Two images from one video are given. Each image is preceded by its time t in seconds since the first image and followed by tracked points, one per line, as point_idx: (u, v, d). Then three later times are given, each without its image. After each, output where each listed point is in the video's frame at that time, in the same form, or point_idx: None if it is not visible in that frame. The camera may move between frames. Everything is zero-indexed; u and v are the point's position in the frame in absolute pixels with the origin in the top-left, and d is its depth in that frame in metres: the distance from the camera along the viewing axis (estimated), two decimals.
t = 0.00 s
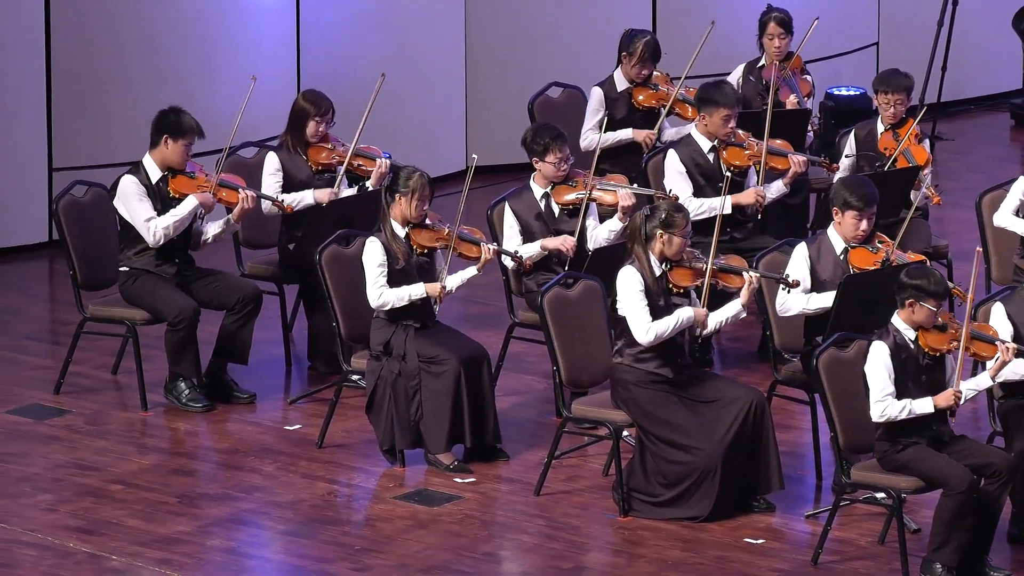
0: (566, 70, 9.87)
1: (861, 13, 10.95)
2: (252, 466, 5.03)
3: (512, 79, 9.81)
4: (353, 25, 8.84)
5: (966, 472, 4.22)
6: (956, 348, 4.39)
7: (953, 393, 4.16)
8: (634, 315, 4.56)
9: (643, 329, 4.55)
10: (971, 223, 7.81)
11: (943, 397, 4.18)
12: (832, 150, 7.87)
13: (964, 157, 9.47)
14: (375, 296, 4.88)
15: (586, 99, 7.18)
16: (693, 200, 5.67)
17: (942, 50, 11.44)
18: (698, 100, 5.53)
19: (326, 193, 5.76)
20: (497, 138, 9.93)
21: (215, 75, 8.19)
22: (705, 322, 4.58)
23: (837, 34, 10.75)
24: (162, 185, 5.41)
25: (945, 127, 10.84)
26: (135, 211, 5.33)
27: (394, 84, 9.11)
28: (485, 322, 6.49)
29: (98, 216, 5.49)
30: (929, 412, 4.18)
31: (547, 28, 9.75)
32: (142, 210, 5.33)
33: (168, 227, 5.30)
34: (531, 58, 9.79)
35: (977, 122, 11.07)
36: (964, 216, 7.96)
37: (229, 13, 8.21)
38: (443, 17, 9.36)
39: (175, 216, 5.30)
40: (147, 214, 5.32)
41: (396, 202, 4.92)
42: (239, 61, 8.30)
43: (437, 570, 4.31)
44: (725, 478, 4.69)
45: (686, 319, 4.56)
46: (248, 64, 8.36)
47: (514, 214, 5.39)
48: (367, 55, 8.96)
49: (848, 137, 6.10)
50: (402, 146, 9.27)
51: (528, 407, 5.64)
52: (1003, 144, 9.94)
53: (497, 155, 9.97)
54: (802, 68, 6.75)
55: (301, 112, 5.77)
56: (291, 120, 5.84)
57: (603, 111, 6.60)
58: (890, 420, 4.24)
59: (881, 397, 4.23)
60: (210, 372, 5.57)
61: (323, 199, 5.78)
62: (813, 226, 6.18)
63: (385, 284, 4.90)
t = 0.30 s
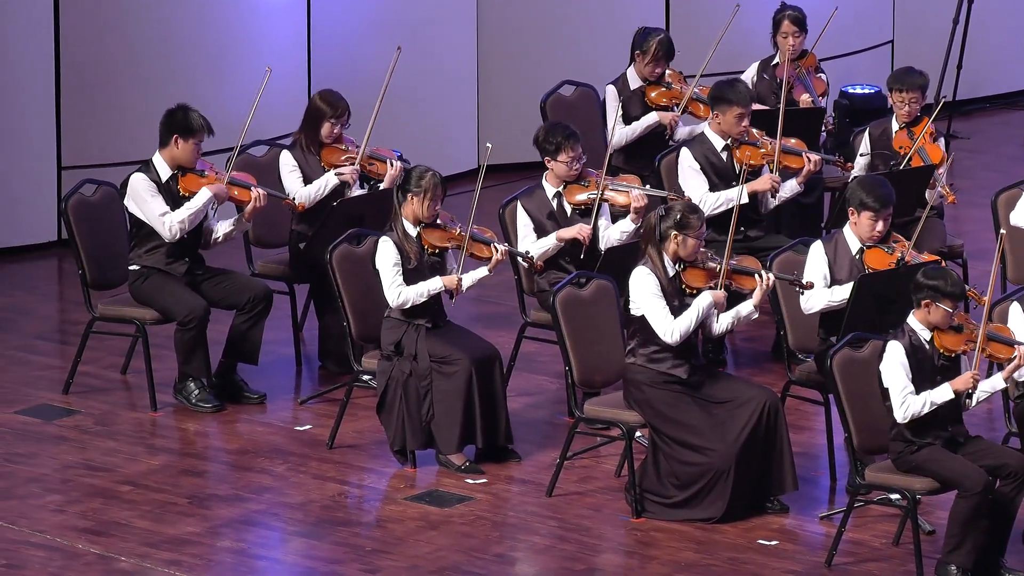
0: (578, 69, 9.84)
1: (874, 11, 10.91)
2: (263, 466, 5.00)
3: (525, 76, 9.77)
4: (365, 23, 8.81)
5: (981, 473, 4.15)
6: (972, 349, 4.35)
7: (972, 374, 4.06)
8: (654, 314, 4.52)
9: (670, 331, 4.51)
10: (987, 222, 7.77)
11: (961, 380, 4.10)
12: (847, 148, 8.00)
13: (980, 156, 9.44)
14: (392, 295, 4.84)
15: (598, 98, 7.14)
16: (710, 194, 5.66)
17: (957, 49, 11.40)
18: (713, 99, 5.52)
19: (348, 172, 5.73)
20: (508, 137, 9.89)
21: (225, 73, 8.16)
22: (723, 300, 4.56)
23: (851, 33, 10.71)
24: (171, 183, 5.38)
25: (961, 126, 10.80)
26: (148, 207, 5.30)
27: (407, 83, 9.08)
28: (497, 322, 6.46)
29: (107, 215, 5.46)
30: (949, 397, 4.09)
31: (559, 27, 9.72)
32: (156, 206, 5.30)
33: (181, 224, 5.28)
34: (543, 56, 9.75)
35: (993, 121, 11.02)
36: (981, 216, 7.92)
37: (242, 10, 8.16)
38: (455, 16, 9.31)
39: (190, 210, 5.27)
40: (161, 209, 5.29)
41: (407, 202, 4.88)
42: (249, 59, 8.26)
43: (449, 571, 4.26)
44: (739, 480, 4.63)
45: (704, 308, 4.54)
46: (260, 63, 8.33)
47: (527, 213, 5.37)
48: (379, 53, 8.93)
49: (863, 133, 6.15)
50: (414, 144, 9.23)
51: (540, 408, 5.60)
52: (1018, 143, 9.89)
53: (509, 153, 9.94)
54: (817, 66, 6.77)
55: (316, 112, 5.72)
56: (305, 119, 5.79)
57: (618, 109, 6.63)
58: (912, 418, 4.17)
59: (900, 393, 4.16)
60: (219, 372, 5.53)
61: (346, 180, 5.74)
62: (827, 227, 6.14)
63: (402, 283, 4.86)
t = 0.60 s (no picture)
0: (584, 67, 9.80)
1: (882, 9, 10.87)
2: (266, 467, 4.96)
3: (531, 74, 9.74)
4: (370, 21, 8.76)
5: (990, 474, 4.09)
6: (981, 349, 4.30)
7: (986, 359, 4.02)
8: (665, 313, 4.47)
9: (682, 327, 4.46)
10: (996, 222, 7.73)
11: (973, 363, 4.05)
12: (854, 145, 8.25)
13: (988, 155, 9.40)
14: (400, 295, 4.82)
15: (604, 96, 7.12)
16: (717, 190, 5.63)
17: (966, 46, 11.35)
18: (719, 97, 5.53)
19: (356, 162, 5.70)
20: (513, 135, 9.86)
21: (229, 71, 8.13)
22: (730, 286, 4.54)
23: (858, 31, 10.67)
24: (172, 183, 5.35)
25: (969, 125, 10.75)
26: (151, 205, 5.27)
27: (411, 82, 9.04)
28: (502, 322, 6.44)
29: (111, 214, 5.43)
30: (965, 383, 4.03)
31: (565, 24, 9.68)
32: (158, 204, 5.27)
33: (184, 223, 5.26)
34: (548, 54, 9.72)
35: (1002, 119, 10.97)
36: (990, 215, 7.88)
37: (244, 8, 8.13)
38: (461, 14, 9.28)
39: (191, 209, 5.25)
40: (163, 207, 5.26)
41: (410, 201, 4.84)
42: (252, 56, 8.23)
43: (454, 573, 4.23)
44: (746, 482, 4.57)
45: (716, 295, 4.51)
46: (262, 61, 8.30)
47: (532, 214, 5.33)
48: (383, 51, 8.89)
49: (871, 133, 6.18)
50: (418, 142, 9.20)
51: (546, 408, 5.57)
52: None
53: (514, 152, 9.91)
54: (823, 64, 6.75)
55: (324, 113, 5.67)
56: (311, 120, 5.76)
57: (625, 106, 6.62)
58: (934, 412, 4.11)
59: (921, 389, 4.12)
60: (222, 372, 5.50)
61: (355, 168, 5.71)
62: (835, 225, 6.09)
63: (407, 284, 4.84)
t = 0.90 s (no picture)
0: (587, 65, 9.76)
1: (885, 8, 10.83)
2: (266, 469, 4.93)
3: (532, 72, 9.71)
4: (370, 20, 8.73)
5: (993, 475, 4.04)
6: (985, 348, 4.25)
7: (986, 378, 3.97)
8: (655, 317, 4.43)
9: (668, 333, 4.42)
10: (1000, 221, 7.70)
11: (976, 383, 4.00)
12: (858, 145, 8.23)
13: (993, 154, 9.37)
14: (387, 298, 4.79)
15: (606, 94, 7.08)
16: (713, 196, 5.61)
17: (970, 45, 11.31)
18: (722, 96, 5.51)
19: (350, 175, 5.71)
20: (514, 135, 9.83)
21: (228, 71, 8.10)
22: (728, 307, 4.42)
23: (861, 30, 10.63)
24: (168, 182, 5.31)
25: (973, 123, 10.72)
26: (137, 212, 5.24)
27: (412, 82, 9.01)
28: (503, 322, 6.40)
29: (109, 214, 5.40)
30: (963, 400, 3.99)
31: (566, 23, 9.65)
32: (145, 210, 5.23)
33: (169, 231, 5.22)
34: (549, 53, 9.69)
35: (1006, 118, 10.94)
36: (994, 214, 7.85)
37: (243, 8, 8.11)
38: (461, 14, 9.25)
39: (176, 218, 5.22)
40: (149, 214, 5.23)
41: (408, 201, 4.81)
42: (251, 56, 8.20)
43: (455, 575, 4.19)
44: (749, 483, 4.52)
45: (708, 314, 4.40)
46: (262, 60, 8.27)
47: (533, 214, 5.30)
48: (385, 50, 8.85)
49: (875, 132, 6.15)
50: (419, 142, 9.17)
51: (547, 409, 5.54)
52: None
53: (515, 151, 9.88)
54: (826, 63, 6.72)
55: (320, 110, 5.65)
56: (309, 119, 5.72)
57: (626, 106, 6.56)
58: (925, 421, 4.07)
59: (912, 396, 4.07)
60: (222, 372, 5.47)
61: (348, 181, 5.73)
62: (839, 224, 6.06)
63: (397, 287, 4.81)
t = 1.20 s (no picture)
0: (588, 63, 9.73)
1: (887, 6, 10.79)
2: (263, 470, 4.89)
3: (532, 71, 9.67)
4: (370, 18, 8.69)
5: (995, 477, 4.00)
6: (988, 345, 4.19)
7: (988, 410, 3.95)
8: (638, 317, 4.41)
9: (646, 335, 4.42)
10: (1003, 221, 7.66)
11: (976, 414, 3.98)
12: (860, 144, 8.19)
13: (996, 153, 9.34)
14: (364, 296, 4.80)
15: (606, 93, 7.05)
16: (711, 202, 5.62)
17: (972, 43, 11.28)
18: (723, 94, 5.47)
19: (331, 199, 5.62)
20: (513, 134, 9.80)
21: (225, 68, 8.06)
22: (715, 358, 4.35)
23: (862, 28, 10.60)
24: (159, 182, 5.27)
25: (976, 122, 10.68)
26: (113, 219, 5.20)
27: (411, 80, 8.98)
28: (502, 323, 6.37)
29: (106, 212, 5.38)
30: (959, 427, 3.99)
31: (566, 21, 9.61)
32: (119, 220, 5.20)
33: (135, 248, 5.19)
34: (550, 52, 9.65)
35: (1009, 117, 10.90)
36: (996, 214, 7.81)
37: (243, 7, 8.09)
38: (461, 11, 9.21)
39: (147, 240, 5.21)
40: (121, 226, 5.19)
41: (405, 200, 4.79)
42: (247, 54, 8.17)
43: None
44: (750, 485, 4.49)
45: (691, 351, 4.40)
46: (261, 58, 8.25)
47: (532, 213, 5.27)
48: (385, 49, 8.81)
49: (876, 131, 6.14)
50: (419, 142, 9.14)
51: (547, 410, 5.50)
52: None
53: (516, 149, 9.84)
54: (828, 61, 6.67)
55: (313, 108, 5.67)
56: (302, 116, 5.74)
57: (626, 105, 6.53)
58: (916, 428, 4.05)
59: (910, 400, 4.04)
60: (219, 373, 5.43)
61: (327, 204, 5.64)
62: (840, 225, 6.03)
63: (380, 287, 4.81)
